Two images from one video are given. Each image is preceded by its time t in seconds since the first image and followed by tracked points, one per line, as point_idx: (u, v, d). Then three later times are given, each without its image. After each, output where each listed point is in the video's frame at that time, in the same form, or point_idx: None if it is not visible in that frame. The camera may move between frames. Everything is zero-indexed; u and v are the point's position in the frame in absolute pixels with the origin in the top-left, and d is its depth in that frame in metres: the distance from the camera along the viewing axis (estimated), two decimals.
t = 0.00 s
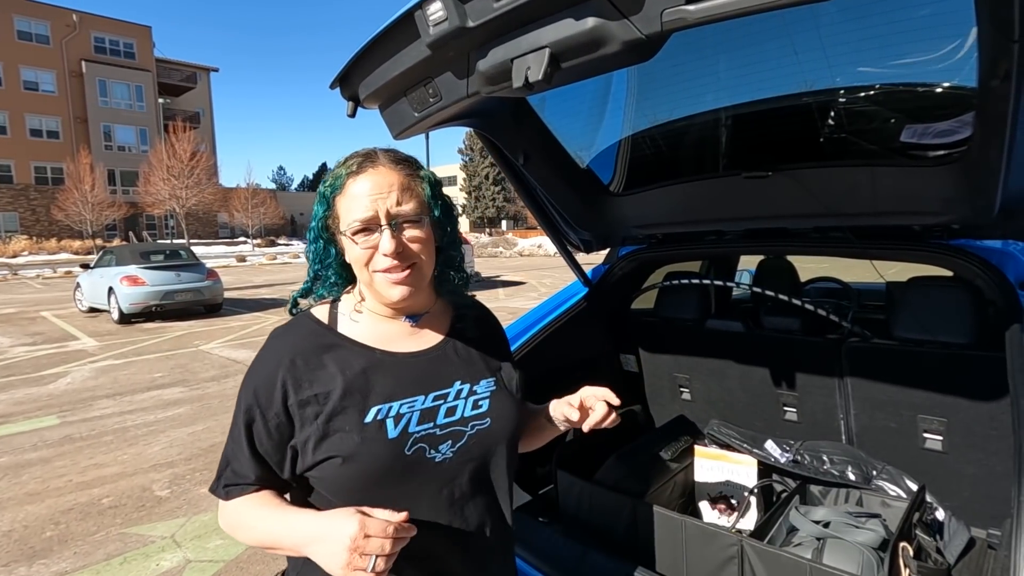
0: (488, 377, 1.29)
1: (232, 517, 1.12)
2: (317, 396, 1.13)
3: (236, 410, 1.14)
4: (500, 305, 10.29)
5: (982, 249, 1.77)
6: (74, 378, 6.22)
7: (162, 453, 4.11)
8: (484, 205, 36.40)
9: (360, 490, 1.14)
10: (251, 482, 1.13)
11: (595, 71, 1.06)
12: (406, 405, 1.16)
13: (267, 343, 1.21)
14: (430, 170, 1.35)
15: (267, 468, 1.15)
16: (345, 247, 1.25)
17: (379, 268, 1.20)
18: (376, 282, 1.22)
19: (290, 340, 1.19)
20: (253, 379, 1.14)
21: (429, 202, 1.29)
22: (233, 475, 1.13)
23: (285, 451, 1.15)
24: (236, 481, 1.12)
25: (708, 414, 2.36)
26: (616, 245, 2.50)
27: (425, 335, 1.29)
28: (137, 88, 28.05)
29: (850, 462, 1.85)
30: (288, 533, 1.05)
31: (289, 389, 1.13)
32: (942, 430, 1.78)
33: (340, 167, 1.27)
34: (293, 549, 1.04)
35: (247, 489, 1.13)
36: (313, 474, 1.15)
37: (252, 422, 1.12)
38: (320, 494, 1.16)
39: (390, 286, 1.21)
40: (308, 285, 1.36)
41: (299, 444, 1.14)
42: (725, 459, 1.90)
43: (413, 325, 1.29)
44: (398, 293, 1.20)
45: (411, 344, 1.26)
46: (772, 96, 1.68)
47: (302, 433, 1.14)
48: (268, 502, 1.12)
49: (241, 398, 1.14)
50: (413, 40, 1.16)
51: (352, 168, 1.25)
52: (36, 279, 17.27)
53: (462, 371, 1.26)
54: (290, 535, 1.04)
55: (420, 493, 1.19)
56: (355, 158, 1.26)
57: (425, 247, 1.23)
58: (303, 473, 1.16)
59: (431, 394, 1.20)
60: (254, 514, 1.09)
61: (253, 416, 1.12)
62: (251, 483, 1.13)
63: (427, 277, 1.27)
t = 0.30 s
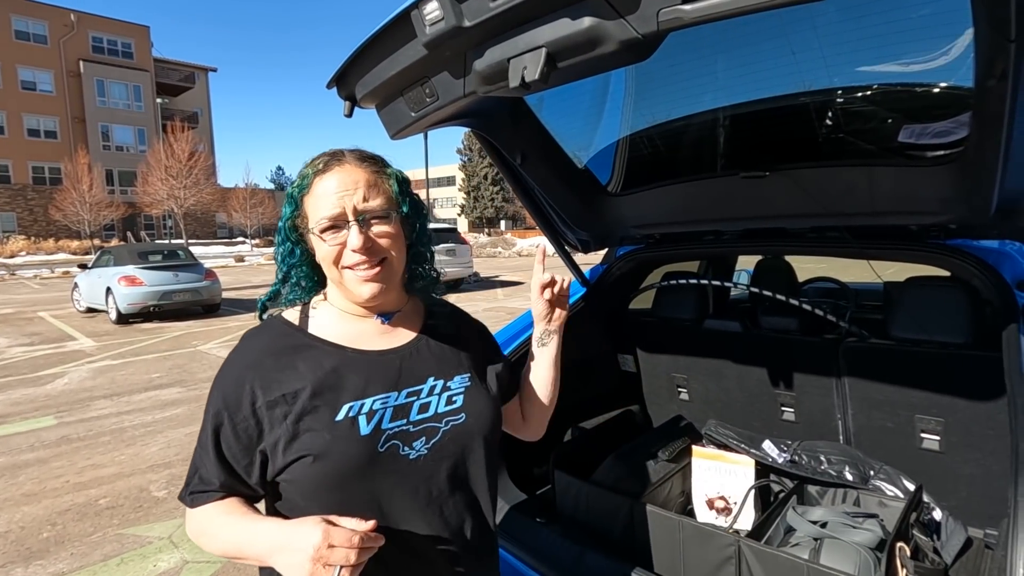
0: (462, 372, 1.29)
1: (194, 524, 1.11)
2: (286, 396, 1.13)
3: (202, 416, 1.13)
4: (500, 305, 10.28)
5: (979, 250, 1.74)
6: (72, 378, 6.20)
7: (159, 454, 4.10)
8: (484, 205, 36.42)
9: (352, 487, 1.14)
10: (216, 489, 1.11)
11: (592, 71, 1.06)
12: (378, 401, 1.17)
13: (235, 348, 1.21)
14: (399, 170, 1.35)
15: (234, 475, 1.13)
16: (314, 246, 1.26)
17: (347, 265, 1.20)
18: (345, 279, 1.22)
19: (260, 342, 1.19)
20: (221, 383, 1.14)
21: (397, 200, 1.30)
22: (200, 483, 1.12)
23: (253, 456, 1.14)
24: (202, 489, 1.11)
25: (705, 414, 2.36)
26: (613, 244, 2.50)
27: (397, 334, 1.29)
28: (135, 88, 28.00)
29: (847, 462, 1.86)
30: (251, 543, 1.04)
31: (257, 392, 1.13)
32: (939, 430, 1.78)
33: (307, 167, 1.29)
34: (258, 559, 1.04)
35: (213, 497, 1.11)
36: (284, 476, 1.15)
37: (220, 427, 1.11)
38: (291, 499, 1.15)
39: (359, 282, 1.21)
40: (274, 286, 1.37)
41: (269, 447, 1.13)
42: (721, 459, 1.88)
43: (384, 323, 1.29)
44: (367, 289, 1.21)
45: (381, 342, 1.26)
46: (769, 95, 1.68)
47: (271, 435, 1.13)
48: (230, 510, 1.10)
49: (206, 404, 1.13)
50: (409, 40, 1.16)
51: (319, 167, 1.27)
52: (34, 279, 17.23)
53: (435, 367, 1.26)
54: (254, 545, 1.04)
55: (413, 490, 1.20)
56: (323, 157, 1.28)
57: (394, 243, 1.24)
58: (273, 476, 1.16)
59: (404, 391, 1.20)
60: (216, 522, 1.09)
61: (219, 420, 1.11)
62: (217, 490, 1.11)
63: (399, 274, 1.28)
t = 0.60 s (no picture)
0: (449, 370, 1.31)
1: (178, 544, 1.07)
2: (273, 403, 1.12)
3: (184, 431, 1.10)
4: (499, 305, 10.28)
5: (977, 250, 1.74)
6: (70, 379, 6.19)
7: (158, 454, 4.09)
8: (482, 205, 36.42)
9: (348, 491, 1.14)
10: (202, 506, 1.08)
11: (592, 71, 1.06)
12: (369, 405, 1.17)
13: (213, 359, 1.19)
14: (372, 167, 1.36)
15: (219, 489, 1.11)
16: (291, 247, 1.24)
17: (331, 264, 1.20)
18: (329, 279, 1.21)
19: (241, 349, 1.18)
20: (201, 394, 1.11)
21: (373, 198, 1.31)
22: (186, 500, 1.09)
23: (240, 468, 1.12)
24: (188, 507, 1.08)
25: (705, 414, 2.36)
26: (612, 244, 2.50)
27: (382, 336, 1.29)
28: (133, 87, 27.94)
29: (846, 461, 1.86)
30: (247, 556, 1.02)
31: (241, 401, 1.11)
32: (937, 429, 1.79)
33: (282, 168, 1.29)
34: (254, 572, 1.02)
35: (200, 514, 1.08)
36: (273, 486, 1.13)
37: (204, 440, 1.09)
38: (281, 509, 1.14)
39: (343, 281, 1.21)
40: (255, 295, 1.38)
41: (258, 456, 1.12)
42: (721, 459, 1.88)
43: (368, 324, 1.29)
44: (352, 288, 1.20)
45: (366, 344, 1.26)
46: (768, 95, 1.68)
47: (259, 444, 1.12)
48: (219, 524, 1.08)
49: (186, 418, 1.10)
50: (408, 40, 1.16)
51: (296, 167, 1.27)
52: (32, 279, 17.20)
53: (420, 367, 1.26)
54: (249, 558, 1.02)
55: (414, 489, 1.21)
56: (298, 157, 1.28)
57: (376, 241, 1.24)
58: (261, 486, 1.14)
59: (393, 393, 1.21)
60: (206, 540, 1.06)
61: (203, 432, 1.08)
62: (204, 506, 1.08)
63: (381, 273, 1.28)
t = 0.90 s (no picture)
0: (449, 367, 1.32)
1: (192, 555, 1.04)
2: (274, 405, 1.10)
3: (179, 438, 1.07)
4: (497, 305, 10.27)
5: (976, 249, 1.74)
6: (67, 379, 6.18)
7: (156, 454, 4.09)
8: (481, 204, 36.41)
9: (351, 492, 1.13)
10: (207, 514, 1.06)
11: (590, 69, 1.06)
12: (372, 403, 1.17)
13: (204, 361, 1.16)
14: (382, 171, 1.38)
15: (223, 495, 1.09)
16: (302, 238, 1.22)
17: (351, 261, 1.21)
18: (343, 276, 1.22)
19: (236, 351, 1.15)
20: (195, 399, 1.08)
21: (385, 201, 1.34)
22: (187, 509, 1.06)
23: (243, 471, 1.11)
24: (190, 517, 1.05)
25: (704, 414, 2.36)
26: (610, 244, 2.50)
27: (379, 334, 1.29)
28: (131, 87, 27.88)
29: (845, 461, 1.86)
30: (269, 558, 1.00)
31: (241, 404, 1.09)
32: (936, 428, 1.79)
33: (299, 160, 1.27)
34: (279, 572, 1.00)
35: (203, 522, 1.05)
36: (279, 489, 1.12)
37: (203, 446, 1.06)
38: (286, 512, 1.13)
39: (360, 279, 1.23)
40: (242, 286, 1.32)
41: (261, 459, 1.10)
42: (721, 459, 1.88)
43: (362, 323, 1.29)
44: (368, 286, 1.23)
45: (364, 342, 1.26)
46: (767, 94, 1.67)
47: (262, 448, 1.10)
48: (226, 533, 1.05)
49: (182, 424, 1.07)
50: (407, 38, 1.15)
51: (318, 161, 1.26)
52: (29, 279, 17.16)
53: (422, 364, 1.28)
54: (272, 560, 1.00)
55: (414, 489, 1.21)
56: (319, 151, 1.28)
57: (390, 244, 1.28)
58: (266, 490, 1.13)
59: (396, 390, 1.21)
60: (225, 548, 1.03)
61: (203, 438, 1.06)
62: (207, 514, 1.06)
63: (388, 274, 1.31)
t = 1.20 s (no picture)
0: (460, 366, 1.31)
1: (206, 544, 1.03)
2: (288, 396, 1.09)
3: (194, 426, 1.06)
4: (495, 304, 10.26)
5: (975, 248, 1.73)
6: (64, 378, 6.16)
7: (153, 454, 4.08)
8: (479, 204, 36.39)
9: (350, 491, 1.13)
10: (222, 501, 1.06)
11: (588, 66, 1.05)
12: (384, 399, 1.16)
13: (218, 350, 1.15)
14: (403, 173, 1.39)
15: (237, 484, 1.08)
16: (326, 235, 1.22)
17: (374, 260, 1.21)
18: (365, 274, 1.22)
19: (250, 341, 1.14)
20: (210, 387, 1.08)
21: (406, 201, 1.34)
22: (201, 497, 1.05)
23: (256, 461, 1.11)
24: (205, 505, 1.05)
25: (702, 413, 2.36)
26: (609, 243, 2.49)
27: (393, 331, 1.29)
28: (128, 86, 27.83)
29: (843, 460, 1.86)
30: (282, 539, 1.00)
31: (255, 394, 1.09)
32: (934, 427, 1.79)
33: (325, 158, 1.25)
34: (293, 552, 1.00)
35: (219, 510, 1.05)
36: (288, 481, 1.11)
37: (218, 434, 1.06)
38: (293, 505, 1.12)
39: (380, 277, 1.22)
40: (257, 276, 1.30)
41: (274, 450, 1.10)
42: (716, 457, 1.88)
43: (377, 318, 1.30)
44: (388, 285, 1.22)
45: (377, 338, 1.25)
46: (767, 92, 1.67)
47: (275, 439, 1.09)
48: (243, 518, 1.05)
49: (197, 412, 1.06)
50: (404, 35, 1.15)
51: (343, 159, 1.26)
52: (26, 278, 17.12)
53: (433, 361, 1.27)
54: (285, 541, 1.00)
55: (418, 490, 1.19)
56: (343, 150, 1.28)
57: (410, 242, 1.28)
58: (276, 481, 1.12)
59: (407, 386, 1.20)
60: (238, 534, 1.03)
61: (218, 426, 1.06)
62: (225, 502, 1.06)
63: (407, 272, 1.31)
